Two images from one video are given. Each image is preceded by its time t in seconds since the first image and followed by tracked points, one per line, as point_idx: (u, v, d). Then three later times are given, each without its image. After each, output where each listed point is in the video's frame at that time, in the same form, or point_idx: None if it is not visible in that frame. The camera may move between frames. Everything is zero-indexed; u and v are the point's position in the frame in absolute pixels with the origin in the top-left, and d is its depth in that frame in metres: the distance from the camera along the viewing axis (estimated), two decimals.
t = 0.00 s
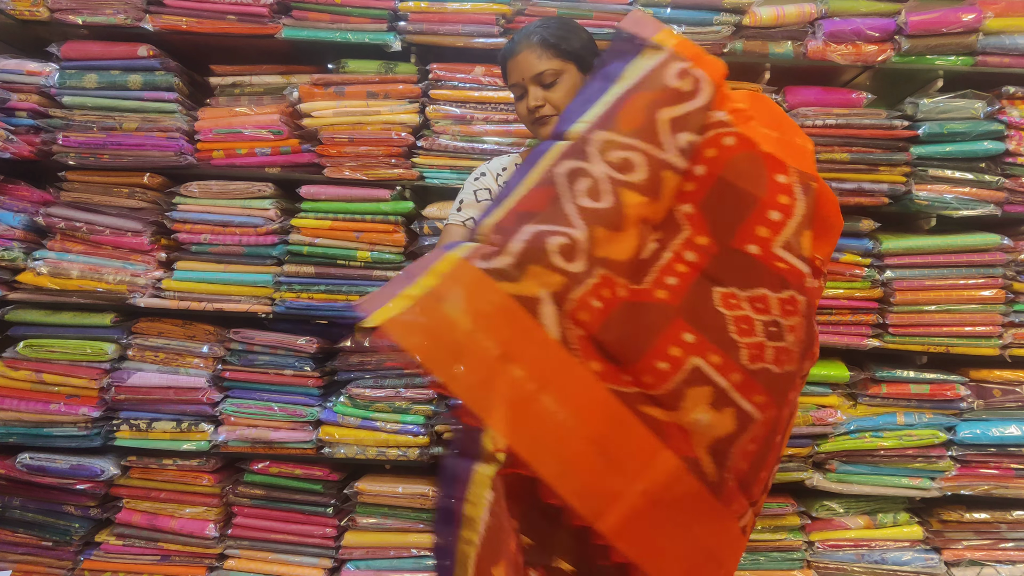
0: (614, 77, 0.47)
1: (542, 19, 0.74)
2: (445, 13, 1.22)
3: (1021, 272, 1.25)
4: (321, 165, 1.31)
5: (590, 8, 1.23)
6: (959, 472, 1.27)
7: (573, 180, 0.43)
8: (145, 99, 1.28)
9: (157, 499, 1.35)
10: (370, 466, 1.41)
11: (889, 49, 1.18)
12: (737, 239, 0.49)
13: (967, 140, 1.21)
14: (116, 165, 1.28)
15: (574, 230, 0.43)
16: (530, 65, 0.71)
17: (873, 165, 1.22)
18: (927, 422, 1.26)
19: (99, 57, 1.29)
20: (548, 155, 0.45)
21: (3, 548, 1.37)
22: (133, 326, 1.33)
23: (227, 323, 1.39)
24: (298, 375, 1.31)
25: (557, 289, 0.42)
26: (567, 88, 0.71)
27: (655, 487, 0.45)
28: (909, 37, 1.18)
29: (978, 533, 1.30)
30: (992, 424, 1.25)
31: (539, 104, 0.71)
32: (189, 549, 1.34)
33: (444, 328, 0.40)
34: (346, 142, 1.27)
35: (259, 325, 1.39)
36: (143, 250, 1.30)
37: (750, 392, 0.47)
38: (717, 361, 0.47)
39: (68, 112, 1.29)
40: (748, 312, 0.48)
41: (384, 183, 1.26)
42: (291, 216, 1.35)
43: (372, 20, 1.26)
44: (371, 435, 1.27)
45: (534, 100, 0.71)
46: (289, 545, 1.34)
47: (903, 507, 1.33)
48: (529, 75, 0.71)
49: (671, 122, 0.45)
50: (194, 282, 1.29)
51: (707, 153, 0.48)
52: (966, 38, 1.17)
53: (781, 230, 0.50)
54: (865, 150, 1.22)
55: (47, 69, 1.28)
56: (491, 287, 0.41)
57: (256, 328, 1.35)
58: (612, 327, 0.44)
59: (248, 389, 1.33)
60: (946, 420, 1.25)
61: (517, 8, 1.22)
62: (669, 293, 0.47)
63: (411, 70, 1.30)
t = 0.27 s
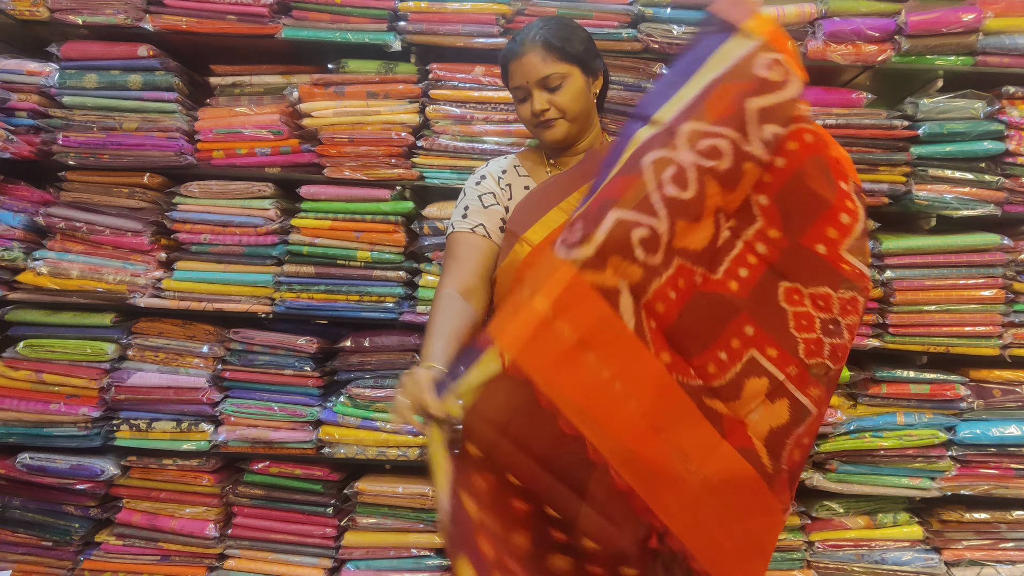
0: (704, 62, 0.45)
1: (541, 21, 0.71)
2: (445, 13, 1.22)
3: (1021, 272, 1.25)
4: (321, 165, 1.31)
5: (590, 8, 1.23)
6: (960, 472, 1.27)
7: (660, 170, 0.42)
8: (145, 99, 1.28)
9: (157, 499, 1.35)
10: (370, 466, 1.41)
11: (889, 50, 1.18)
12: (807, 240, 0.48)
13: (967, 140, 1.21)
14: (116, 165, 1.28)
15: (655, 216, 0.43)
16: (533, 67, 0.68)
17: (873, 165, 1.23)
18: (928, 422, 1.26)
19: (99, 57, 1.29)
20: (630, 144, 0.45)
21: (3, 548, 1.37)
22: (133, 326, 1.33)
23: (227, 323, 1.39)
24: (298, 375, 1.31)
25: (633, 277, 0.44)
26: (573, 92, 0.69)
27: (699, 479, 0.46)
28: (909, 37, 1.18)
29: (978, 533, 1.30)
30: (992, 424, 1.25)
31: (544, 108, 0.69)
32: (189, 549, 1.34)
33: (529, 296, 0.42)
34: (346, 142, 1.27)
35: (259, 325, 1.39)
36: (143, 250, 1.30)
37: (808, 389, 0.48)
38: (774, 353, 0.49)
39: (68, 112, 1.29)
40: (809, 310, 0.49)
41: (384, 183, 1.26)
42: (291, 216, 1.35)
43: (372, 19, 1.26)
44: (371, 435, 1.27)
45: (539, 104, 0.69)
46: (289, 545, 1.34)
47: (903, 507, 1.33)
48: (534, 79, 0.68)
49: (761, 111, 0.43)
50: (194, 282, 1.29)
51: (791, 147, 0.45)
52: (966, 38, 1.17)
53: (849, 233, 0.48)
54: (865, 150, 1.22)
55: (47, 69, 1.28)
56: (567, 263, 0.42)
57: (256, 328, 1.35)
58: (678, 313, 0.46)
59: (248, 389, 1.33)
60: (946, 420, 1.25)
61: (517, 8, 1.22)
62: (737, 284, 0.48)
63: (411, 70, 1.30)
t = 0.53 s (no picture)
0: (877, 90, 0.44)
1: (551, 18, 0.71)
2: (446, 13, 1.22)
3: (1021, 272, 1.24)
4: (321, 165, 1.31)
5: (590, 8, 1.23)
6: (959, 472, 1.27)
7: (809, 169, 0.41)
8: (145, 99, 1.28)
9: (157, 499, 1.35)
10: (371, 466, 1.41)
11: (888, 50, 1.18)
12: (889, 286, 0.49)
13: (966, 140, 1.22)
14: (116, 165, 1.28)
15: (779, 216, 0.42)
16: (543, 66, 0.68)
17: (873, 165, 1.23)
18: (927, 422, 1.25)
19: (99, 56, 1.29)
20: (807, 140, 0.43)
21: (3, 548, 1.37)
22: (133, 326, 1.33)
23: (227, 323, 1.39)
24: (298, 374, 1.31)
25: (767, 292, 0.43)
26: (583, 91, 0.70)
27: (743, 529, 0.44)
28: (909, 37, 1.18)
29: (978, 533, 1.30)
30: (992, 424, 1.25)
31: (553, 107, 0.69)
32: (189, 549, 1.34)
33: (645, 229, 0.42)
34: (346, 141, 1.27)
35: (259, 325, 1.39)
36: (143, 250, 1.30)
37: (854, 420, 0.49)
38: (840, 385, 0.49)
39: (68, 112, 1.29)
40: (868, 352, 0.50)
41: (384, 183, 1.26)
42: (291, 216, 1.35)
43: (372, 20, 1.26)
44: (370, 435, 1.27)
45: (548, 102, 0.69)
46: (289, 545, 1.34)
47: (903, 507, 1.33)
48: (544, 76, 0.68)
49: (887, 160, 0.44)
50: (194, 282, 1.29)
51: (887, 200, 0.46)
52: (966, 38, 1.17)
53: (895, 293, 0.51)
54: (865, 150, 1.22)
55: (47, 69, 1.28)
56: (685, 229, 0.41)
57: (256, 328, 1.35)
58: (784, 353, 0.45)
59: (247, 389, 1.33)
60: (946, 420, 1.25)
61: (517, 8, 1.22)
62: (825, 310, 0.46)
63: (411, 69, 1.30)
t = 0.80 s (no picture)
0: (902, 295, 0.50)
1: (573, 15, 0.71)
2: (446, 13, 1.22)
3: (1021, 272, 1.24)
4: (321, 165, 1.31)
5: (590, 9, 1.23)
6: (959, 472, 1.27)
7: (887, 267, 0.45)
8: (145, 99, 1.28)
9: (157, 499, 1.35)
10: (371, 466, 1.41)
11: (889, 50, 1.18)
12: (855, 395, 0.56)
13: (967, 140, 1.21)
14: (116, 165, 1.28)
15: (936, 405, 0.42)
16: (561, 58, 0.67)
17: (873, 165, 1.23)
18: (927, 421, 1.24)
19: (98, 57, 1.29)
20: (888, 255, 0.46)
21: (3, 548, 1.37)
22: (133, 326, 1.33)
23: (227, 323, 1.39)
24: (298, 375, 1.31)
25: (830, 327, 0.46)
26: (599, 88, 0.69)
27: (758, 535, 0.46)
28: (909, 37, 1.18)
29: (978, 533, 1.30)
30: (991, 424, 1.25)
31: (569, 100, 0.68)
32: (189, 549, 1.34)
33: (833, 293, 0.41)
34: (346, 142, 1.27)
35: (259, 325, 1.39)
36: (143, 250, 1.30)
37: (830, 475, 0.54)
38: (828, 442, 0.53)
39: (68, 111, 1.29)
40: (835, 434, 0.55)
41: (384, 183, 1.26)
42: (291, 216, 1.35)
43: (372, 20, 1.26)
44: (370, 435, 1.26)
45: (564, 95, 0.68)
46: (289, 545, 1.34)
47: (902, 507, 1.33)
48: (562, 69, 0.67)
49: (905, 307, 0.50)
50: (194, 282, 1.29)
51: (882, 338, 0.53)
52: (966, 38, 1.17)
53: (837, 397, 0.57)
54: (865, 150, 1.22)
55: (47, 69, 1.28)
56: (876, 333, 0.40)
57: (256, 328, 1.35)
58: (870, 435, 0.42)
59: (247, 389, 1.33)
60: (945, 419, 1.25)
61: (517, 8, 1.22)
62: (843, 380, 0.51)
63: (411, 70, 1.30)
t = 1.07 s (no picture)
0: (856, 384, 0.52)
1: (576, 13, 0.70)
2: (446, 13, 1.22)
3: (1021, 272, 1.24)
4: (321, 165, 1.30)
5: (590, 9, 1.23)
6: (960, 472, 1.27)
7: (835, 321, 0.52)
8: (145, 99, 1.28)
9: (157, 499, 1.35)
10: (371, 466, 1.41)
11: (889, 50, 1.18)
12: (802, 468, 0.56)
13: (967, 140, 1.21)
14: (116, 165, 1.28)
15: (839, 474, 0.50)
16: (564, 57, 0.67)
17: (873, 165, 1.23)
18: (927, 422, 1.25)
19: (98, 57, 1.29)
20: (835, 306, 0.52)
21: (3, 548, 1.37)
22: (133, 326, 1.33)
23: (227, 323, 1.39)
24: (298, 375, 1.31)
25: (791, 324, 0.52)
26: (602, 88, 0.69)
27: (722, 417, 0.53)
28: (909, 37, 1.18)
29: (978, 533, 1.30)
30: (992, 424, 1.25)
31: (571, 100, 0.68)
32: (189, 549, 1.34)
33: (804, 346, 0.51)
34: (346, 141, 1.27)
35: (259, 325, 1.39)
36: (143, 250, 1.30)
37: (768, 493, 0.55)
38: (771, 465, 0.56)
39: (68, 112, 1.29)
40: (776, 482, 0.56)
41: (384, 183, 1.26)
42: (291, 216, 1.35)
43: (372, 20, 1.26)
44: (370, 435, 1.26)
45: (566, 94, 0.68)
46: (289, 545, 1.34)
47: (903, 507, 1.33)
48: (565, 68, 0.67)
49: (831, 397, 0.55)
50: (194, 282, 1.29)
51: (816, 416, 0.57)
52: (966, 38, 1.17)
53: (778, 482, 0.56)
54: (866, 150, 1.22)
55: (47, 69, 1.28)
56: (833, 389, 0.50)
57: (256, 328, 1.35)
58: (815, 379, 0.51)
59: (247, 389, 1.33)
60: (946, 420, 1.25)
61: (517, 8, 1.22)
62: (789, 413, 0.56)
63: (411, 70, 1.30)
